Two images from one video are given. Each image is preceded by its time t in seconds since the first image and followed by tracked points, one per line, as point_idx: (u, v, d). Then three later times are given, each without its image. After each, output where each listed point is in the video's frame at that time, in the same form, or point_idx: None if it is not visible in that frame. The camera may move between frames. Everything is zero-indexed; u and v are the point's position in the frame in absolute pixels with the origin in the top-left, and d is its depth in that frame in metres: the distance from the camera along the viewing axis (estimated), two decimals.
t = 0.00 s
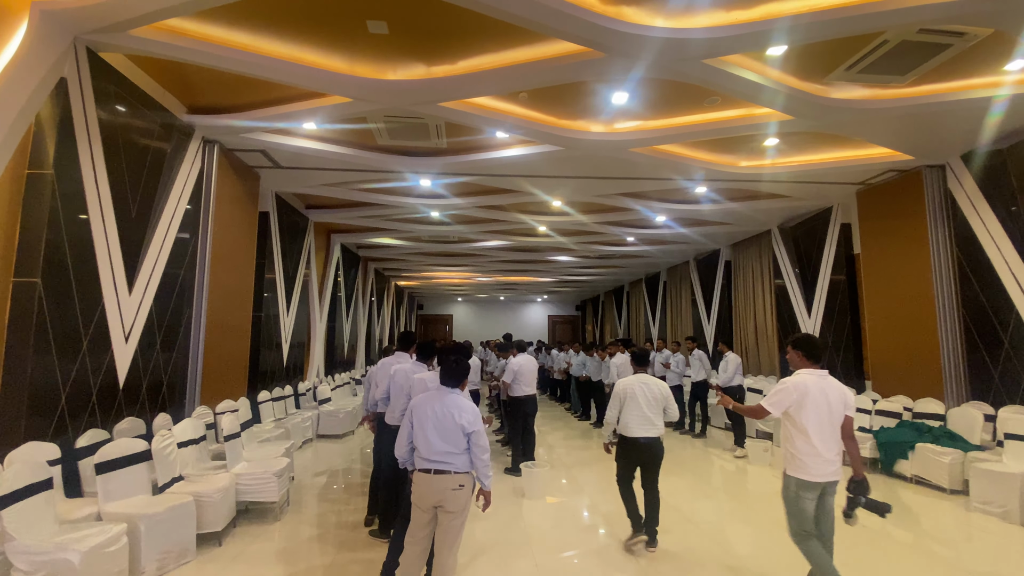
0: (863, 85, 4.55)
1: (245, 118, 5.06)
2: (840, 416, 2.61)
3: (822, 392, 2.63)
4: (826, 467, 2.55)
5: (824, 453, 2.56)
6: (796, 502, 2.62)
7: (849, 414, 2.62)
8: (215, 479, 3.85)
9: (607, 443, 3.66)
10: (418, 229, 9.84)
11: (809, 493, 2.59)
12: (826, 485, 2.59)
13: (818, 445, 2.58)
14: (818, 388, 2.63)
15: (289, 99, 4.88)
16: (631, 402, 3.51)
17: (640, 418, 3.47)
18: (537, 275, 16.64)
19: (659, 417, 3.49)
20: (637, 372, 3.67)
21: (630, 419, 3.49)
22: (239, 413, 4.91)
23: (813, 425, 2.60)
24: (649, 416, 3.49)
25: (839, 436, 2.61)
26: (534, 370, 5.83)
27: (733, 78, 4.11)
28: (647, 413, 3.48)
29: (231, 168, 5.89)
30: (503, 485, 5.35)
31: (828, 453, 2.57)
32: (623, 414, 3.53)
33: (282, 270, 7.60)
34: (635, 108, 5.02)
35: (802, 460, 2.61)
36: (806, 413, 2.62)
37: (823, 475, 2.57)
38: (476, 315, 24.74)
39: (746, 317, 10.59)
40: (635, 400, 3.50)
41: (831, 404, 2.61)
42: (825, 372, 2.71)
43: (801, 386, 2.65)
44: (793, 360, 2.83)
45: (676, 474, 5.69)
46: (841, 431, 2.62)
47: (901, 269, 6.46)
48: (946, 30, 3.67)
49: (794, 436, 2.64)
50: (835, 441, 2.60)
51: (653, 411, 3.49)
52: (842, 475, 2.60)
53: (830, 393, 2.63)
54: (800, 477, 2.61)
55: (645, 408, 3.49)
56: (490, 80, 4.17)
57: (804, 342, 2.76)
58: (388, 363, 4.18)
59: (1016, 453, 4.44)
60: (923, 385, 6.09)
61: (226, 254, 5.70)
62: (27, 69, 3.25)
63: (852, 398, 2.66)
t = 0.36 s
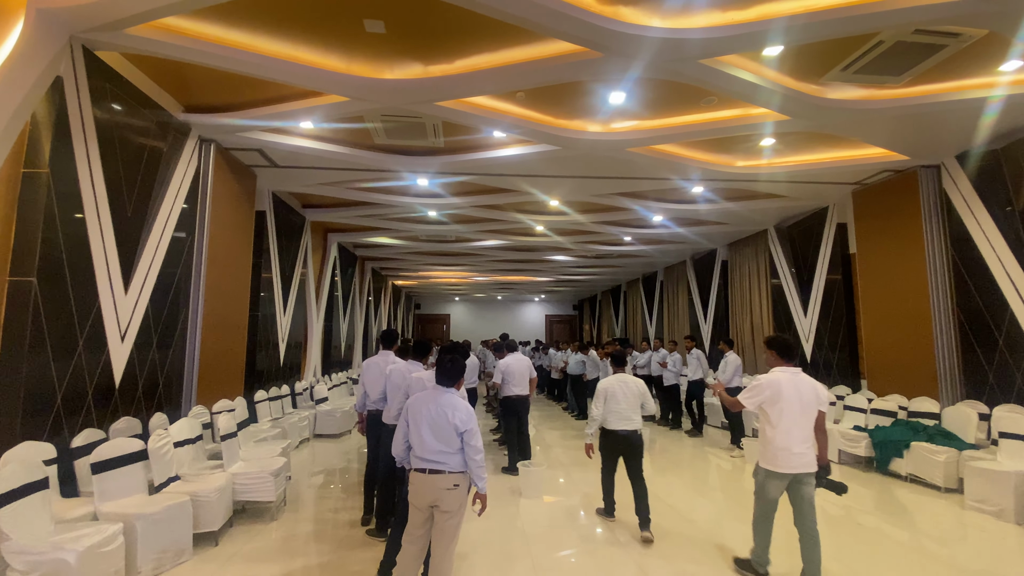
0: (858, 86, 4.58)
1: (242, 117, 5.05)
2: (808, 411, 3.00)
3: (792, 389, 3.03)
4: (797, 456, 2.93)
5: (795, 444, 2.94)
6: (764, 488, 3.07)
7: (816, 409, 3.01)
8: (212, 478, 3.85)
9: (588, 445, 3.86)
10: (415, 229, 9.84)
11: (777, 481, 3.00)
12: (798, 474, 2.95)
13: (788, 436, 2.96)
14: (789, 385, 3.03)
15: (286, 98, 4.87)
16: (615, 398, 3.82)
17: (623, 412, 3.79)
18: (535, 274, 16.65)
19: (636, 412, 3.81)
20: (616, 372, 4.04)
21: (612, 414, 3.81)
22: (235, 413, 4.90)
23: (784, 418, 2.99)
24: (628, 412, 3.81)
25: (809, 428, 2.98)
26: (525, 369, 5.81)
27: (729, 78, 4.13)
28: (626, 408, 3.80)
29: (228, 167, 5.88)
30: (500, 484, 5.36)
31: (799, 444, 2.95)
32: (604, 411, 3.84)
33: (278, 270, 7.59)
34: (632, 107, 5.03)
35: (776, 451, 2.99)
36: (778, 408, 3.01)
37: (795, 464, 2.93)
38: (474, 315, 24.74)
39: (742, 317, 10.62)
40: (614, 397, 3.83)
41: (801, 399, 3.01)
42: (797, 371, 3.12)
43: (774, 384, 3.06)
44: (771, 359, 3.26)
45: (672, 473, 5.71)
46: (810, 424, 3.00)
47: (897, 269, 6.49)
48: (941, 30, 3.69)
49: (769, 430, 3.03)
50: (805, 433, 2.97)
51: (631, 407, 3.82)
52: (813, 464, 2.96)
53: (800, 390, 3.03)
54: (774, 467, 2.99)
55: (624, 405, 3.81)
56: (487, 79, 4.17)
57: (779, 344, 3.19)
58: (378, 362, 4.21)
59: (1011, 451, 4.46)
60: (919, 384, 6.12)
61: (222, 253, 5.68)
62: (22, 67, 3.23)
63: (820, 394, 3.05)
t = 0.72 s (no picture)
0: (856, 86, 4.59)
1: (240, 117, 5.04)
2: (774, 407, 3.15)
3: (758, 387, 3.19)
4: (761, 449, 3.10)
5: (759, 438, 3.12)
6: (736, 475, 3.23)
7: (783, 405, 3.16)
8: (210, 479, 3.84)
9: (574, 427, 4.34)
10: (414, 229, 9.84)
11: (745, 469, 3.18)
12: (764, 466, 3.14)
13: (755, 432, 3.13)
14: (753, 384, 3.19)
15: (284, 98, 4.87)
16: (596, 392, 4.29)
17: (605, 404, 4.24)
18: (533, 275, 16.65)
19: (619, 403, 4.25)
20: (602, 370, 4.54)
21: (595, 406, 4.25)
22: (234, 413, 4.89)
23: (750, 415, 3.15)
24: (611, 403, 4.25)
25: (775, 423, 3.13)
26: (519, 369, 5.76)
27: (727, 78, 4.13)
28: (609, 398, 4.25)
29: (226, 167, 5.87)
30: (498, 484, 5.36)
31: (763, 438, 3.12)
32: (590, 403, 4.30)
33: (277, 270, 7.58)
34: (631, 108, 5.04)
35: (742, 445, 3.18)
36: (743, 406, 3.19)
37: (760, 457, 3.12)
38: (472, 315, 24.75)
39: (741, 317, 10.64)
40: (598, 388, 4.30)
41: (767, 396, 3.16)
42: (764, 369, 3.26)
43: (738, 383, 3.23)
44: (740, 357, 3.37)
45: (670, 473, 5.72)
46: (777, 419, 3.15)
47: (896, 269, 6.50)
48: (939, 31, 3.69)
49: (736, 425, 3.22)
50: (771, 428, 3.12)
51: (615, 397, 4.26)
52: (778, 456, 3.13)
53: (765, 387, 3.19)
54: (742, 460, 3.18)
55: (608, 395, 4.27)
56: (485, 80, 4.17)
57: (747, 344, 3.29)
58: (376, 361, 4.25)
59: (1008, 451, 4.48)
60: (917, 384, 6.14)
61: (220, 254, 5.68)
62: (20, 66, 3.23)
63: (786, 390, 3.19)
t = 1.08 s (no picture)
0: (853, 86, 4.60)
1: (237, 116, 5.02)
2: (750, 398, 3.34)
3: (734, 380, 3.41)
4: (740, 439, 3.28)
5: (737, 428, 3.30)
6: (725, 468, 3.35)
7: (759, 397, 3.36)
8: (207, 479, 3.83)
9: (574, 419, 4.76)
10: (412, 228, 9.83)
11: (732, 461, 3.31)
12: (744, 455, 3.31)
13: (734, 423, 3.32)
14: (729, 378, 3.41)
15: (282, 97, 4.85)
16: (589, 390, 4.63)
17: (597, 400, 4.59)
18: (531, 274, 16.65)
19: (612, 400, 4.60)
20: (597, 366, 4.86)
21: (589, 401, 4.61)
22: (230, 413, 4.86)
23: (729, 408, 3.35)
24: (603, 399, 4.60)
25: (752, 414, 3.33)
26: (518, 368, 5.74)
27: (724, 78, 4.14)
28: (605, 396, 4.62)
29: (223, 166, 5.85)
30: (496, 484, 5.36)
31: (741, 428, 3.30)
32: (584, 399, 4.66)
33: (274, 269, 7.56)
34: (628, 108, 5.05)
35: (724, 436, 3.36)
36: (721, 399, 3.39)
37: (740, 446, 3.30)
38: (470, 315, 24.74)
39: (738, 316, 10.66)
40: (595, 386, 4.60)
41: (743, 389, 3.37)
42: (740, 365, 3.47)
43: (715, 378, 3.44)
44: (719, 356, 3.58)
45: (668, 472, 5.73)
46: (753, 410, 3.34)
47: (892, 269, 6.52)
48: (935, 31, 3.70)
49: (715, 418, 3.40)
50: (748, 418, 3.32)
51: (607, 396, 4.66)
52: (757, 445, 3.30)
53: (740, 380, 3.40)
54: (726, 452, 3.34)
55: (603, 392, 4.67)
56: (483, 79, 4.17)
57: (726, 343, 3.52)
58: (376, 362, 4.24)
59: (1004, 449, 4.50)
60: (913, 383, 6.17)
61: (217, 254, 5.66)
62: (14, 64, 3.21)
63: (762, 383, 3.39)
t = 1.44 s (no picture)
0: (850, 85, 4.61)
1: (234, 115, 5.01)
2: (740, 395, 3.49)
3: (725, 376, 3.54)
4: (730, 432, 3.41)
5: (727, 421, 3.43)
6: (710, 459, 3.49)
7: (747, 393, 3.51)
8: (204, 479, 3.82)
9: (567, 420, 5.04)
10: (409, 228, 9.83)
11: (718, 453, 3.45)
12: (730, 448, 3.44)
13: (725, 417, 3.45)
14: (722, 373, 3.53)
15: (279, 96, 4.84)
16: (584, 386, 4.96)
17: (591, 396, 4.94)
18: (529, 274, 16.65)
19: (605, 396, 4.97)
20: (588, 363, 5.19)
21: (583, 398, 4.95)
22: (228, 414, 4.85)
23: (720, 402, 3.48)
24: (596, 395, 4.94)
25: (741, 409, 3.48)
26: (522, 368, 5.74)
27: (722, 78, 4.15)
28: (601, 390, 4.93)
29: (220, 166, 5.84)
30: (494, 483, 5.36)
31: (730, 423, 3.44)
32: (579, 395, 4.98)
33: (271, 269, 7.54)
34: (626, 107, 5.05)
35: (713, 428, 3.47)
36: (712, 393, 3.51)
37: (728, 439, 3.43)
38: (468, 314, 24.74)
39: (736, 315, 10.67)
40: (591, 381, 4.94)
41: (734, 385, 3.52)
42: (731, 362, 3.62)
43: (708, 374, 3.55)
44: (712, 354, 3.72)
45: (666, 471, 5.73)
46: (742, 407, 3.49)
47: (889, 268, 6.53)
48: (932, 30, 3.71)
49: (704, 412, 3.52)
50: (737, 413, 3.46)
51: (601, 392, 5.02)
52: (744, 439, 3.45)
53: (731, 377, 3.54)
54: (714, 443, 3.46)
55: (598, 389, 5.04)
56: (481, 78, 4.16)
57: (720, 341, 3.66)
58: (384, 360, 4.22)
59: (1001, 448, 4.51)
60: (910, 381, 6.19)
61: (214, 253, 5.65)
62: (10, 63, 3.20)
63: (750, 381, 3.56)
